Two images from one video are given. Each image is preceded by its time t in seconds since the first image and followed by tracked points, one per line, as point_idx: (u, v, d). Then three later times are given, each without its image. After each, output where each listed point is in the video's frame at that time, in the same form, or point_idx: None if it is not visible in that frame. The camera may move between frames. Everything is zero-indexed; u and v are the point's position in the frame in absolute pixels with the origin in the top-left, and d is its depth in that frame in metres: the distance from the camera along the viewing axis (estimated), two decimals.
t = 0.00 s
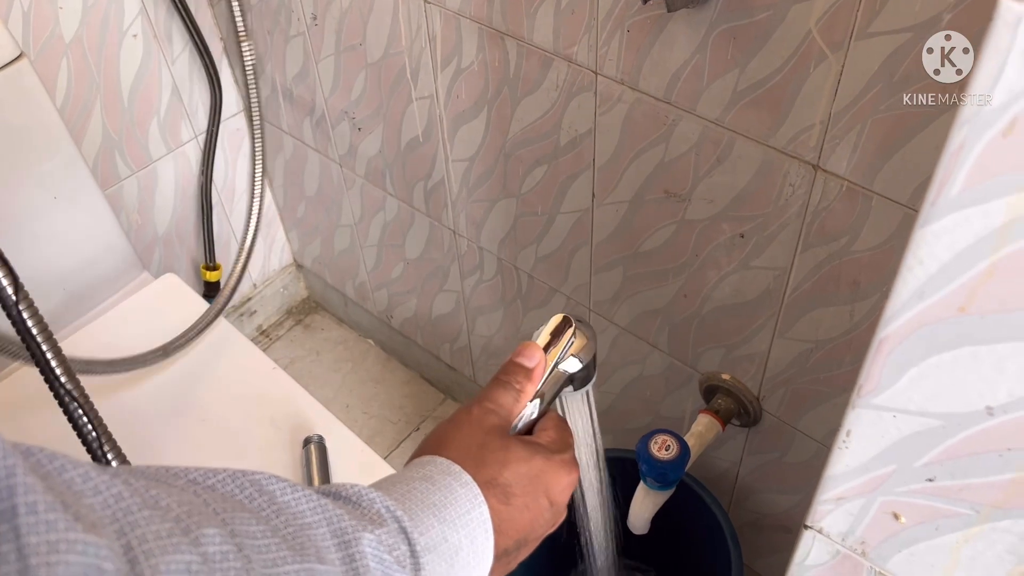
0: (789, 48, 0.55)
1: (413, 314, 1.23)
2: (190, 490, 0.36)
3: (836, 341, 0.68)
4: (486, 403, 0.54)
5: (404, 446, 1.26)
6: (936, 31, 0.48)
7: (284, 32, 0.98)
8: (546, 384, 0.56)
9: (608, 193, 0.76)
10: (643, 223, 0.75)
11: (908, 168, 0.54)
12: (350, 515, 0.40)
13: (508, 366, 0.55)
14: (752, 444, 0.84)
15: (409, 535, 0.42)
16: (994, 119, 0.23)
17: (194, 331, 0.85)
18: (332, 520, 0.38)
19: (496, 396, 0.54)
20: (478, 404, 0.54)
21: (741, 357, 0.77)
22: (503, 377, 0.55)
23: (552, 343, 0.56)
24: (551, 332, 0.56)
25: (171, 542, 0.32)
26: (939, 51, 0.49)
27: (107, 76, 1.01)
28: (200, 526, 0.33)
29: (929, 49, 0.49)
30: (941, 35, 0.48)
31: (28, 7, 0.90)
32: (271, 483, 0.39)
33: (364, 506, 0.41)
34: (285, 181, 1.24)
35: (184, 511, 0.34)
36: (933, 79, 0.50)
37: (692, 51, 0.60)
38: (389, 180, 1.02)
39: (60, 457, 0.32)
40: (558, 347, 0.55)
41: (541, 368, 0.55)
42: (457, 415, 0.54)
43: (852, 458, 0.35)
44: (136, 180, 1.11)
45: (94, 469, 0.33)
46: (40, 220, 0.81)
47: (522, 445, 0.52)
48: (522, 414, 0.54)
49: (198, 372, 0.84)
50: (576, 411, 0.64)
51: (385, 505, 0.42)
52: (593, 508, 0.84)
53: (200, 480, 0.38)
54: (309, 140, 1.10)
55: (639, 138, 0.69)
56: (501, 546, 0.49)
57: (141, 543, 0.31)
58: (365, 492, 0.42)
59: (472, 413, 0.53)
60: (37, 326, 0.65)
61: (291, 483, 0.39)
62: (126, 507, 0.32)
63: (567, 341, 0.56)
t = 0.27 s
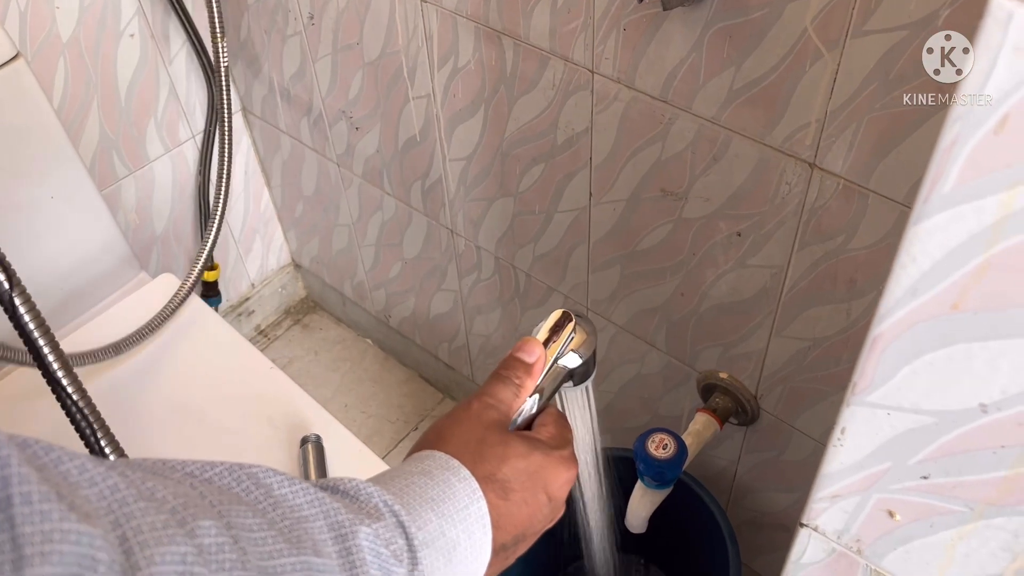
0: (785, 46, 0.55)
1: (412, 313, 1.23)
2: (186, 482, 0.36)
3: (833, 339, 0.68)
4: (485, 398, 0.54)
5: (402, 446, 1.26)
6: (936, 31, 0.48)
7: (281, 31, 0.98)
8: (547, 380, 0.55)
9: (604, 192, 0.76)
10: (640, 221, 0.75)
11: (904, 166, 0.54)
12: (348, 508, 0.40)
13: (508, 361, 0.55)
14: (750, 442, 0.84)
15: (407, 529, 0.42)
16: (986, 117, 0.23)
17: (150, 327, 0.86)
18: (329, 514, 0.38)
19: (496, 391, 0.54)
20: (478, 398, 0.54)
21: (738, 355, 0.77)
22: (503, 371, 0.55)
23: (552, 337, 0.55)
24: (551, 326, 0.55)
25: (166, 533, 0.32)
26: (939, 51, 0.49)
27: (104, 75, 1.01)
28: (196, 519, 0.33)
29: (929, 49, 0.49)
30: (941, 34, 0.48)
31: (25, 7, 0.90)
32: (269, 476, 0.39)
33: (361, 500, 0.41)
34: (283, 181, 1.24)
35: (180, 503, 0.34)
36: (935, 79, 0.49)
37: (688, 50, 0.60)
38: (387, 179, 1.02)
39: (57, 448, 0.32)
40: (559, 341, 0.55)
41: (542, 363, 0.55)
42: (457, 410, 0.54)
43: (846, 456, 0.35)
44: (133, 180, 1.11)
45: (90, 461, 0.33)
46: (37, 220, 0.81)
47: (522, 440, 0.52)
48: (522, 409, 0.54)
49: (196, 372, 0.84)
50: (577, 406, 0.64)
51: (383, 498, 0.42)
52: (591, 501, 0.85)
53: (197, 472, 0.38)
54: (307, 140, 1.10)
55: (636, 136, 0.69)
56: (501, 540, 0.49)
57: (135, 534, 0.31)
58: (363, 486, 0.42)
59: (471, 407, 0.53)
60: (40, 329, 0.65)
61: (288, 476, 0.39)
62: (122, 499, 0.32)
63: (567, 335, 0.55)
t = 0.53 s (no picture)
0: (783, 45, 0.55)
1: (411, 313, 1.23)
2: (185, 475, 0.36)
3: (832, 339, 0.68)
4: (485, 394, 0.53)
5: (401, 446, 1.26)
6: (936, 31, 0.48)
7: (280, 31, 0.97)
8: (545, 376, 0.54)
9: (604, 191, 0.76)
10: (639, 221, 0.75)
11: (903, 165, 0.54)
12: (347, 503, 0.40)
13: (507, 357, 0.54)
14: (749, 442, 0.84)
15: (407, 524, 0.41)
16: (985, 115, 0.23)
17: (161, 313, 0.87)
18: (328, 508, 0.38)
19: (496, 388, 0.54)
20: (477, 395, 0.53)
21: (738, 355, 0.77)
22: (503, 368, 0.54)
23: (551, 334, 0.54)
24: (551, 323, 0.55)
25: (165, 525, 0.32)
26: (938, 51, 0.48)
27: (102, 74, 1.01)
28: (195, 511, 0.33)
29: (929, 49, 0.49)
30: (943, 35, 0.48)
31: (23, 6, 0.90)
32: (268, 469, 0.39)
33: (360, 495, 0.41)
34: (282, 181, 1.24)
35: (180, 495, 0.33)
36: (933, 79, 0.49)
37: (686, 49, 0.60)
38: (386, 179, 1.02)
39: (56, 440, 0.32)
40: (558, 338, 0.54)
41: (543, 360, 0.54)
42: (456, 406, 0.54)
43: (845, 455, 0.35)
44: (132, 179, 1.11)
45: (89, 454, 0.33)
46: (35, 220, 0.80)
47: (521, 437, 0.52)
48: (521, 405, 0.54)
49: (195, 373, 0.83)
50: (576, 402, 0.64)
51: (383, 493, 0.42)
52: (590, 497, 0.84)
53: (196, 465, 0.38)
54: (306, 140, 1.10)
55: (635, 135, 0.69)
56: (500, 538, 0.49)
57: (134, 526, 0.31)
58: (361, 481, 0.42)
59: (470, 405, 0.53)
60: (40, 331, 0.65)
61: (288, 470, 0.39)
62: (121, 490, 0.32)
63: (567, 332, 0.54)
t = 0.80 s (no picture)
0: (781, 46, 0.55)
1: (410, 313, 1.23)
2: (184, 468, 0.36)
3: (832, 338, 0.68)
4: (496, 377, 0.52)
5: (401, 446, 1.26)
6: (937, 31, 0.48)
7: (279, 30, 0.97)
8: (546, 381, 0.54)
9: (603, 191, 0.75)
10: (639, 220, 0.75)
11: (903, 164, 0.54)
12: (344, 499, 0.40)
13: (520, 343, 0.53)
14: (749, 442, 0.84)
15: (404, 521, 0.42)
16: (984, 112, 0.23)
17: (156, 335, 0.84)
18: (326, 503, 0.38)
19: (507, 376, 0.53)
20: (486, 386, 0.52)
21: (737, 354, 0.77)
22: (512, 357, 0.53)
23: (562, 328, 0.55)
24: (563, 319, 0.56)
25: (166, 515, 0.31)
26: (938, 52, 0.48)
27: (102, 74, 1.01)
28: (195, 502, 0.33)
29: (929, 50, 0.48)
30: (942, 34, 0.47)
31: (21, 6, 0.90)
32: (266, 465, 0.39)
33: (358, 491, 0.41)
34: (281, 181, 1.24)
35: (180, 488, 0.33)
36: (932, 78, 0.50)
37: (685, 48, 0.60)
38: (385, 179, 1.02)
39: (56, 432, 0.32)
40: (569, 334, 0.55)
41: (552, 349, 0.54)
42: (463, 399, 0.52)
43: (844, 455, 0.35)
44: (131, 179, 1.11)
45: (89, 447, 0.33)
46: (34, 221, 0.80)
47: (526, 437, 0.52)
48: (529, 396, 0.53)
49: (194, 373, 0.83)
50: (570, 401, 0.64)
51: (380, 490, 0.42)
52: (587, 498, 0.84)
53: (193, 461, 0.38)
54: (305, 140, 1.10)
55: (634, 135, 0.69)
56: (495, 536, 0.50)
57: (135, 516, 0.31)
58: (358, 479, 0.42)
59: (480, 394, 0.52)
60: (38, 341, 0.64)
61: (285, 466, 0.39)
62: (122, 481, 0.32)
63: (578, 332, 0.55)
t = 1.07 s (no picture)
0: (781, 47, 0.55)
1: (411, 313, 1.23)
2: (178, 479, 0.36)
3: (832, 339, 0.68)
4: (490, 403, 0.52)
5: (402, 446, 1.26)
6: (936, 31, 0.48)
7: (279, 31, 0.97)
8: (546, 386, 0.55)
9: (604, 191, 0.75)
10: (639, 221, 0.74)
11: (903, 165, 0.54)
12: (340, 509, 0.40)
13: (514, 366, 0.53)
14: (749, 443, 0.84)
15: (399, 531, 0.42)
16: (983, 114, 0.23)
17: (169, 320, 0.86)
18: (321, 514, 0.38)
19: (501, 401, 0.53)
20: (481, 404, 0.52)
21: (738, 355, 0.77)
22: (509, 376, 0.53)
23: (555, 343, 0.55)
24: (554, 333, 0.55)
25: (157, 528, 0.31)
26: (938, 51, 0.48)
27: (102, 75, 1.01)
28: (188, 514, 0.33)
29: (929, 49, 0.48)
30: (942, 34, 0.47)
31: (22, 7, 0.90)
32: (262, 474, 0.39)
33: (354, 501, 0.41)
34: (282, 181, 1.24)
35: (173, 499, 0.33)
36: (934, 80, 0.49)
37: (685, 48, 0.60)
38: (385, 179, 1.02)
39: (50, 442, 0.32)
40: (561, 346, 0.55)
41: (548, 370, 0.53)
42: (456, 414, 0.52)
43: (844, 456, 0.35)
44: (132, 180, 1.11)
45: (85, 455, 0.33)
46: (35, 222, 0.80)
47: (521, 449, 0.52)
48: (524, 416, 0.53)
49: (195, 374, 0.83)
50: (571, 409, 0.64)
51: (376, 500, 0.42)
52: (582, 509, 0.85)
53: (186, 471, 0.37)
54: (306, 140, 1.10)
55: (634, 135, 0.69)
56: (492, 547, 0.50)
57: (126, 528, 0.31)
58: (355, 488, 0.42)
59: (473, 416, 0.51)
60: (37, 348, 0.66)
61: (281, 476, 0.39)
62: (114, 491, 0.32)
63: (570, 342, 0.55)
